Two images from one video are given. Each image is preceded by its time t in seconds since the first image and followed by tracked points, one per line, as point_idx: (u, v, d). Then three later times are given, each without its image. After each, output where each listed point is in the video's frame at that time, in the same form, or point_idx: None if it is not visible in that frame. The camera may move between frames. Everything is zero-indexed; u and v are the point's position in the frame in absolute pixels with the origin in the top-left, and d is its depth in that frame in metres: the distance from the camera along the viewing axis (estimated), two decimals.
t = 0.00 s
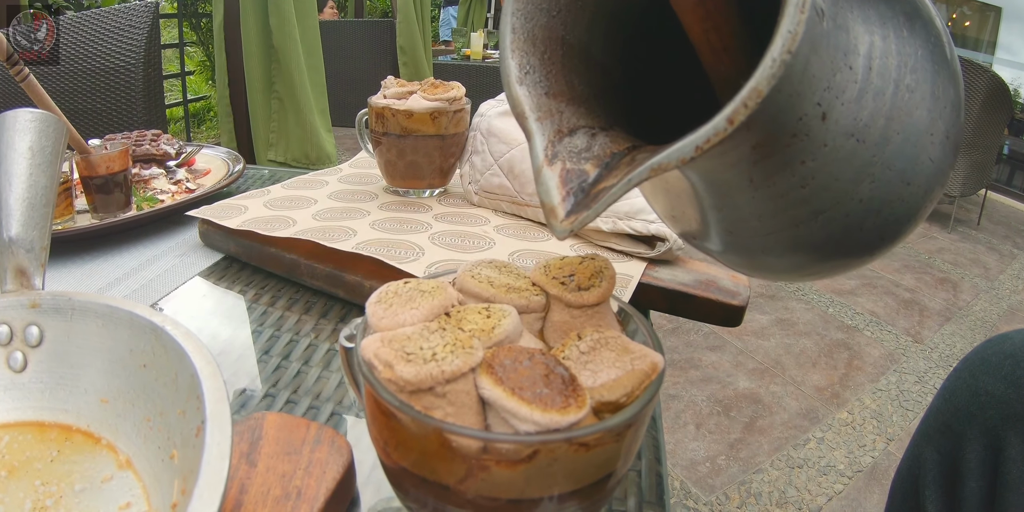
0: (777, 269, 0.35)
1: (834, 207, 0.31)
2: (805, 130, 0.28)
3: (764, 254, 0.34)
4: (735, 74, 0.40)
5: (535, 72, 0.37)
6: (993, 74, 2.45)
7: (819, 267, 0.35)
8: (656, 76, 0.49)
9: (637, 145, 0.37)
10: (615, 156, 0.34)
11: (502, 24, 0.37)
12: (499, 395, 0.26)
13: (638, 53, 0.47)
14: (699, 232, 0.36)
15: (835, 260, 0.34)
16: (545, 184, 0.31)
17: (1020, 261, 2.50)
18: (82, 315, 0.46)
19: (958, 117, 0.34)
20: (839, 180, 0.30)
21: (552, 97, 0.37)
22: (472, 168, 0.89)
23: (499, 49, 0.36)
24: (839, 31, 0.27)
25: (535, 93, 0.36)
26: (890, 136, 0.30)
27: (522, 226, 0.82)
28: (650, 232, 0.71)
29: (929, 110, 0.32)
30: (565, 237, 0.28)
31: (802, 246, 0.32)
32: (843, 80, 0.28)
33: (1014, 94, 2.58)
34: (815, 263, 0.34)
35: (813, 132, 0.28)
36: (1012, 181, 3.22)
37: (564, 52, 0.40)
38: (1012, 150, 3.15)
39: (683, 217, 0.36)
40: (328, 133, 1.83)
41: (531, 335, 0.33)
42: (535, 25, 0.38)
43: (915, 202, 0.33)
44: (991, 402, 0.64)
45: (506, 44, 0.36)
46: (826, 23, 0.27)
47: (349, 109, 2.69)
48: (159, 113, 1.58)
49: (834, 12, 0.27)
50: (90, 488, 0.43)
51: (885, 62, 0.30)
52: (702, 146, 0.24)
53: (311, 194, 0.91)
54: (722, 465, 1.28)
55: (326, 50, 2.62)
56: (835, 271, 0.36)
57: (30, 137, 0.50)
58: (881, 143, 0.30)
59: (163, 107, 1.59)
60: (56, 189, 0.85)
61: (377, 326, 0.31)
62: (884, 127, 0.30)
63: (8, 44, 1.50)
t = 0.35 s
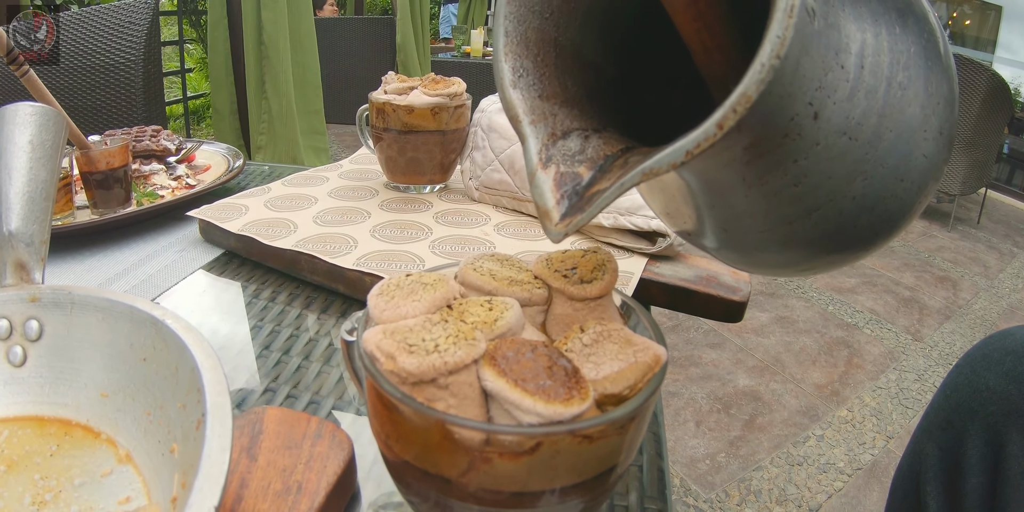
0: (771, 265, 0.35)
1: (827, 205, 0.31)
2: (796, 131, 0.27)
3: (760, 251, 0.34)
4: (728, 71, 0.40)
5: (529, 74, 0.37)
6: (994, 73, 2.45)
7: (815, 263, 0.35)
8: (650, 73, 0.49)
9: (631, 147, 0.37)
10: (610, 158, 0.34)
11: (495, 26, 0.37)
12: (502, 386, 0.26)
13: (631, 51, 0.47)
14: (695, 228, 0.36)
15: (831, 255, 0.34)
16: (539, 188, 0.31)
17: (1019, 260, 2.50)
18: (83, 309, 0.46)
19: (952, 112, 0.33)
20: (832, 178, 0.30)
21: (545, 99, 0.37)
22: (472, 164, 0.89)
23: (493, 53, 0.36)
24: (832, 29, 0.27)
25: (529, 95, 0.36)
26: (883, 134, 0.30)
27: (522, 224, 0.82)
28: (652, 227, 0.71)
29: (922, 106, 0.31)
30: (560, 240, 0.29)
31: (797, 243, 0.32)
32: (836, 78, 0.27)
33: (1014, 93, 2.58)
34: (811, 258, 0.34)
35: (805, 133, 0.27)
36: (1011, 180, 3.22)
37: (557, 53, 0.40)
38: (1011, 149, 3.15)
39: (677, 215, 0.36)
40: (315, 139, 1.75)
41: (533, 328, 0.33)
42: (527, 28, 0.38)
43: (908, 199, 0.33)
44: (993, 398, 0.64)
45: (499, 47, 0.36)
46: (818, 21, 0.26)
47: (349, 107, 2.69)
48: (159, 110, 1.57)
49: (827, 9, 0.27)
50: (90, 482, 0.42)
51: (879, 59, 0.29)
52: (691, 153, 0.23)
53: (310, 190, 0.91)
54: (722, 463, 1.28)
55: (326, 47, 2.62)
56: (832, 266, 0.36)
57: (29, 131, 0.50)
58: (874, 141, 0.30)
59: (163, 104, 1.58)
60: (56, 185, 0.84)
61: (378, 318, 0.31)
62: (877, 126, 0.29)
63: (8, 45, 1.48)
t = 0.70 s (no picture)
0: (774, 260, 0.35)
1: (830, 201, 0.30)
2: (799, 129, 0.27)
3: (761, 248, 0.34)
4: (730, 69, 0.40)
5: (528, 76, 0.36)
6: (994, 71, 2.45)
7: (818, 258, 0.35)
8: (649, 71, 0.48)
9: (634, 148, 0.36)
10: (613, 159, 0.34)
11: (494, 27, 0.36)
12: (499, 382, 0.26)
13: (631, 49, 0.47)
14: (695, 224, 0.36)
15: (833, 251, 0.34)
16: (543, 193, 0.31)
17: (1019, 258, 2.49)
18: (79, 305, 0.45)
19: (955, 105, 0.33)
20: (834, 175, 0.29)
21: (545, 101, 0.36)
22: (471, 160, 0.89)
23: (492, 55, 0.36)
24: (834, 26, 0.26)
25: (529, 98, 0.35)
26: (886, 130, 0.29)
27: (521, 220, 0.82)
28: (652, 224, 0.71)
29: (925, 100, 0.31)
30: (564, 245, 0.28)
31: (799, 239, 0.32)
32: (838, 76, 0.27)
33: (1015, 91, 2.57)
34: (813, 255, 0.34)
35: (808, 131, 0.27)
36: (1011, 178, 3.21)
37: (555, 53, 0.39)
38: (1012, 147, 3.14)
39: (679, 211, 0.36)
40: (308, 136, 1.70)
41: (531, 324, 0.33)
42: (527, 29, 0.37)
43: (911, 193, 0.33)
44: (993, 395, 0.64)
45: (499, 49, 0.35)
46: (821, 18, 0.26)
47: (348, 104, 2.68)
48: (158, 107, 1.57)
49: (829, 7, 0.26)
50: (86, 479, 0.42)
51: (880, 54, 0.29)
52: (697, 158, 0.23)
53: (309, 186, 0.91)
54: (721, 460, 1.27)
55: (325, 44, 2.61)
56: (835, 261, 0.36)
57: (25, 126, 0.50)
58: (876, 138, 0.29)
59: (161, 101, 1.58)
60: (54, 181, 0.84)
61: (375, 314, 0.31)
62: (879, 122, 0.29)
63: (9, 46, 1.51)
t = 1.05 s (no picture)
0: (774, 246, 0.35)
1: (828, 187, 0.30)
2: (796, 115, 0.27)
3: (761, 234, 0.34)
4: (726, 57, 0.40)
5: (525, 64, 0.36)
6: (994, 70, 2.45)
7: (817, 244, 0.35)
8: (646, 60, 0.48)
9: (630, 136, 0.36)
10: (610, 148, 0.34)
11: (490, 17, 0.36)
12: (498, 378, 0.26)
13: (628, 40, 0.47)
14: (694, 212, 0.36)
15: (832, 236, 0.34)
16: (540, 180, 0.31)
17: (1019, 256, 2.49)
18: (79, 303, 0.46)
19: (953, 89, 0.33)
20: (832, 161, 0.29)
21: (543, 90, 0.36)
22: (471, 158, 0.89)
23: (488, 44, 0.36)
24: (831, 10, 0.26)
25: (526, 87, 0.35)
26: (884, 115, 0.29)
27: (521, 217, 0.82)
28: (650, 221, 0.71)
29: (923, 85, 0.31)
30: (563, 233, 0.29)
31: (799, 223, 0.32)
32: (836, 62, 0.27)
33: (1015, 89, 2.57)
34: (812, 240, 0.34)
35: (805, 117, 0.27)
36: (1011, 177, 3.21)
37: (552, 42, 0.40)
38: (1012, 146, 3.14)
39: (679, 198, 0.36)
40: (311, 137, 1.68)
41: (530, 321, 0.33)
42: (522, 18, 0.37)
43: (910, 177, 0.33)
44: (992, 393, 0.64)
45: (495, 38, 0.35)
46: (817, 4, 0.26)
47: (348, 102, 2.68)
48: (157, 105, 1.56)
49: None
50: (86, 476, 0.42)
51: (879, 38, 0.29)
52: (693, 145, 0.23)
53: (308, 184, 0.91)
54: (720, 458, 1.28)
55: (324, 42, 2.61)
56: (835, 246, 0.36)
57: (25, 123, 0.50)
58: (874, 123, 0.29)
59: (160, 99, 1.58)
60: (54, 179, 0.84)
61: (374, 311, 0.31)
62: (877, 106, 0.29)
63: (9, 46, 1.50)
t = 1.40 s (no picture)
0: (776, 241, 0.35)
1: (831, 183, 0.30)
2: (799, 114, 0.27)
3: (762, 230, 0.34)
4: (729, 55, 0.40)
5: (528, 66, 0.36)
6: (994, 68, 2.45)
7: (819, 238, 0.35)
8: (646, 60, 0.48)
9: (634, 136, 0.37)
10: (614, 148, 0.34)
11: (492, 21, 0.36)
12: (499, 375, 0.26)
13: (628, 39, 0.47)
14: (696, 208, 0.36)
15: (834, 232, 0.34)
16: (546, 182, 0.31)
17: (1018, 255, 2.49)
18: (79, 301, 0.46)
19: (953, 87, 0.33)
20: (834, 157, 0.29)
21: (546, 91, 0.36)
22: (470, 157, 0.89)
23: (490, 45, 0.36)
24: (834, 8, 0.26)
25: (528, 88, 0.35)
26: (885, 113, 0.29)
27: (521, 216, 0.82)
28: (650, 220, 0.71)
29: (924, 82, 0.31)
30: (569, 234, 0.28)
31: (801, 219, 0.32)
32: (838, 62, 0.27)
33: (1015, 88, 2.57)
34: (814, 235, 0.34)
35: (808, 116, 0.27)
36: (1011, 176, 3.20)
37: (554, 42, 0.40)
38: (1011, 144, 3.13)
39: (680, 194, 0.36)
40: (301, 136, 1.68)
41: (531, 319, 0.33)
42: (524, 19, 0.37)
43: (911, 172, 0.33)
44: (992, 391, 0.64)
45: (497, 40, 0.36)
46: (820, 4, 0.26)
47: (347, 101, 2.68)
48: (157, 104, 1.56)
49: None
50: (86, 475, 0.42)
51: (881, 36, 0.28)
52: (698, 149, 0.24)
53: (308, 183, 0.91)
54: (720, 457, 1.28)
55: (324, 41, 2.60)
56: (837, 242, 0.36)
57: (25, 122, 0.50)
58: (875, 121, 0.29)
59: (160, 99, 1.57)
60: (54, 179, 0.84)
61: (375, 309, 0.31)
62: (879, 104, 0.29)
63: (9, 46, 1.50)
